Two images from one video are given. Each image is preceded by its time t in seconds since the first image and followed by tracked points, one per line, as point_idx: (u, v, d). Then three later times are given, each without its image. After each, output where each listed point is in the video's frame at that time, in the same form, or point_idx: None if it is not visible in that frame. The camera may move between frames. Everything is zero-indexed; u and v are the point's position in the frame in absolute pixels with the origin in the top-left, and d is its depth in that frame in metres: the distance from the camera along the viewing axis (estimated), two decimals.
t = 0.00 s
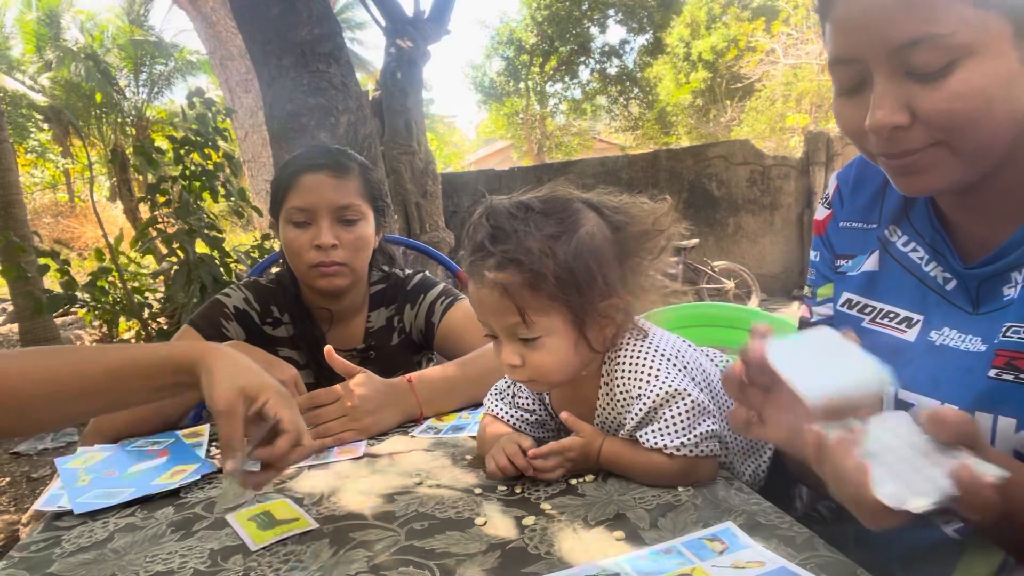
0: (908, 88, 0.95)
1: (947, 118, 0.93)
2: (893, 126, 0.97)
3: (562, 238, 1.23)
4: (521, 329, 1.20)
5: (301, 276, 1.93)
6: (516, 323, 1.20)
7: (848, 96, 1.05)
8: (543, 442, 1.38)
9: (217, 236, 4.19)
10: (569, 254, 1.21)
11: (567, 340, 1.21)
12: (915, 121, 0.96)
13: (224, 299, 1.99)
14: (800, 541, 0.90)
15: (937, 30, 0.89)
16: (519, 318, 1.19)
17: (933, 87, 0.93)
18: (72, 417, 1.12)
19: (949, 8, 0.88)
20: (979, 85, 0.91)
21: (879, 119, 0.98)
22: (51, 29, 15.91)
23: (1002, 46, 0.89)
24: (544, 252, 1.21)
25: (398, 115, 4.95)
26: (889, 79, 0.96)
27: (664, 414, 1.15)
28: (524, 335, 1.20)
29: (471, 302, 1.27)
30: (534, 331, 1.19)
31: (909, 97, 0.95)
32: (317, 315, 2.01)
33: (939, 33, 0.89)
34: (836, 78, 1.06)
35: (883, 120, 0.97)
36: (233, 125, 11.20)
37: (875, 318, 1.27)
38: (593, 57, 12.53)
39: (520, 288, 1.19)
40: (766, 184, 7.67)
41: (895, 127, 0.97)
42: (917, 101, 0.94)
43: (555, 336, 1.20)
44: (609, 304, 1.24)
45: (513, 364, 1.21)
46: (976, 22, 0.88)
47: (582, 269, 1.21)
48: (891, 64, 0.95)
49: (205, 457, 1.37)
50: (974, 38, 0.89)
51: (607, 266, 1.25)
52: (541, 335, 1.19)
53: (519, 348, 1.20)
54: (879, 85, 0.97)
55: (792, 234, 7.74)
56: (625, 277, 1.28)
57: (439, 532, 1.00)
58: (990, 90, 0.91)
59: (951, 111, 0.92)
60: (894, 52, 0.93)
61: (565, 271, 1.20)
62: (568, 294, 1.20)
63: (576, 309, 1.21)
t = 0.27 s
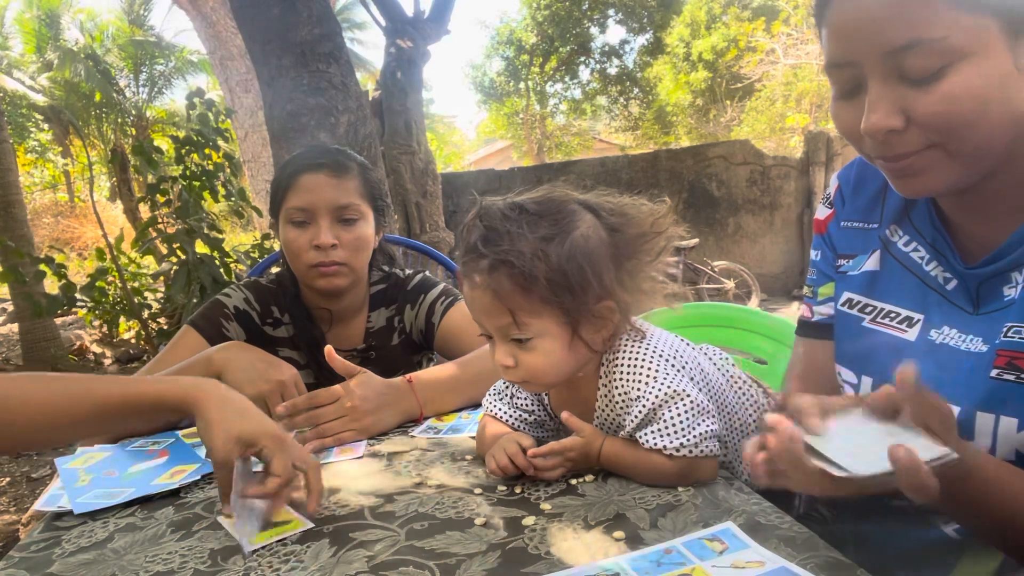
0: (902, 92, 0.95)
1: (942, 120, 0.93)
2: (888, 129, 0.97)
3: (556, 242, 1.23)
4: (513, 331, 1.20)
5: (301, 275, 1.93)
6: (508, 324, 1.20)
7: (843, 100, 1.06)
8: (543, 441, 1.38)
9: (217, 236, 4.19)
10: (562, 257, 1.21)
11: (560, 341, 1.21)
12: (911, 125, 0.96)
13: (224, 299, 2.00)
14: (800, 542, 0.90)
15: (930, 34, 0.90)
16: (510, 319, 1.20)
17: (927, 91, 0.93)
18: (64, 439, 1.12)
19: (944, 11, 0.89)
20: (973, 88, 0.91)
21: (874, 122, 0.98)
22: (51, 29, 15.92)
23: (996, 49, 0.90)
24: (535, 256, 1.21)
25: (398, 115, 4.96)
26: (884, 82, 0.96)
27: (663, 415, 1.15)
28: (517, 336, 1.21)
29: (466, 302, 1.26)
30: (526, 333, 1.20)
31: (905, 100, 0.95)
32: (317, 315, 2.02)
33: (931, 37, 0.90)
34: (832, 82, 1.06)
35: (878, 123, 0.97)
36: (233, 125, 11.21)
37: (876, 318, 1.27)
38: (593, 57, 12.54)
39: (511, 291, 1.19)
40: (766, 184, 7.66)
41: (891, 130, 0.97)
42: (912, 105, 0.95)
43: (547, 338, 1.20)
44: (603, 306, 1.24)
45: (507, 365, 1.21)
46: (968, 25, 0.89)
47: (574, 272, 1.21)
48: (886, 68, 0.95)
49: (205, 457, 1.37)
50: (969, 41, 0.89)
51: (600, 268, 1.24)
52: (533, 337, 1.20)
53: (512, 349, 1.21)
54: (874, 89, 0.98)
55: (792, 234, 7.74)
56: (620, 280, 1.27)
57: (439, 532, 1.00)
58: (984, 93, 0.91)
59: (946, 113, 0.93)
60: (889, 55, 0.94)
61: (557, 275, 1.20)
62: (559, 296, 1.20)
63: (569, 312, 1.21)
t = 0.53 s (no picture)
0: (879, 110, 0.98)
1: (919, 134, 0.96)
2: (868, 145, 1.00)
3: (546, 244, 1.23)
4: (502, 332, 1.23)
5: (301, 275, 1.93)
6: (498, 326, 1.23)
7: (830, 117, 1.09)
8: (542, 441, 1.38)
9: (217, 237, 4.19)
10: (555, 260, 1.21)
11: (552, 342, 1.22)
12: (890, 139, 0.99)
13: (224, 299, 2.00)
14: (800, 541, 0.90)
15: (895, 53, 0.94)
16: (499, 321, 1.22)
17: (901, 106, 0.96)
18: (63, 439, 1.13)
19: (907, 31, 0.92)
20: (945, 102, 0.93)
21: (854, 140, 1.01)
22: (51, 29, 15.90)
23: (962, 61, 0.92)
24: (524, 260, 1.21)
25: (398, 115, 4.96)
26: (860, 101, 1.00)
27: (663, 416, 1.15)
28: (506, 337, 1.23)
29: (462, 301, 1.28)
30: (515, 335, 1.22)
31: (882, 117, 0.98)
32: (317, 314, 2.02)
33: (898, 56, 0.94)
34: (818, 101, 1.10)
35: (858, 139, 1.01)
36: (233, 125, 11.20)
37: (880, 319, 1.27)
38: (593, 57, 12.54)
39: (500, 294, 1.21)
40: (766, 184, 7.66)
41: (871, 146, 1.00)
42: (889, 120, 0.98)
43: (536, 340, 1.21)
44: (593, 311, 1.24)
45: (499, 365, 1.25)
46: (932, 43, 0.92)
47: (562, 276, 1.21)
48: (858, 87, 0.99)
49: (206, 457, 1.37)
50: (933, 57, 0.93)
51: (594, 271, 1.24)
52: (522, 338, 1.22)
53: (504, 350, 1.24)
54: (852, 108, 1.01)
55: (792, 234, 7.75)
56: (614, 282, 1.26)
57: (439, 532, 1.00)
58: (959, 105, 0.93)
59: (922, 127, 0.95)
60: (859, 76, 0.98)
61: (544, 278, 1.20)
62: (547, 301, 1.20)
63: (561, 315, 1.22)
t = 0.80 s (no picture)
0: (875, 118, 0.99)
1: (915, 141, 0.96)
2: (866, 153, 1.01)
3: (543, 246, 1.23)
4: (499, 335, 1.24)
5: (301, 274, 1.93)
6: (495, 329, 1.24)
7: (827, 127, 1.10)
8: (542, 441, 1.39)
9: (217, 237, 4.19)
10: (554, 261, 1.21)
11: (548, 344, 1.23)
12: (888, 147, 0.99)
13: (224, 299, 2.00)
14: (800, 541, 0.90)
15: (885, 63, 0.95)
16: (497, 324, 1.23)
17: (895, 115, 0.97)
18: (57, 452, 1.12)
19: (896, 40, 0.93)
20: (939, 108, 0.94)
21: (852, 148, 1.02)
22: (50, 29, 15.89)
23: (955, 67, 0.93)
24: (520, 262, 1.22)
25: (398, 115, 4.97)
26: (855, 110, 1.00)
27: (662, 417, 1.15)
28: (504, 341, 1.24)
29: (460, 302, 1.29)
30: (512, 338, 1.23)
31: (879, 125, 0.99)
32: (317, 314, 2.02)
33: (889, 65, 0.94)
34: (815, 111, 1.11)
35: (856, 148, 1.02)
36: (233, 125, 11.20)
37: (881, 320, 1.27)
38: (593, 57, 12.54)
39: (496, 298, 1.22)
40: (766, 184, 7.66)
41: (869, 153, 1.01)
42: (885, 128, 0.98)
43: (533, 342, 1.22)
44: (589, 315, 1.24)
45: (499, 366, 1.27)
46: (923, 49, 0.93)
47: (558, 279, 1.21)
48: (852, 97, 1.00)
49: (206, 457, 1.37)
50: (926, 63, 0.93)
51: (589, 272, 1.24)
52: (519, 341, 1.23)
53: (502, 352, 1.25)
54: (847, 117, 1.02)
55: (792, 234, 7.75)
56: (613, 284, 1.27)
57: (439, 531, 1.00)
58: (953, 112, 0.94)
59: (920, 133, 0.95)
60: (852, 86, 0.98)
61: (540, 281, 1.21)
62: (542, 304, 1.21)
63: (558, 318, 1.22)
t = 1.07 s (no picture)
0: (882, 114, 0.98)
1: (922, 138, 0.96)
2: (873, 150, 1.00)
3: (541, 246, 1.22)
4: (496, 332, 1.24)
5: (301, 273, 1.92)
6: (493, 328, 1.24)
7: (832, 124, 1.09)
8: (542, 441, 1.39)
9: (217, 237, 4.19)
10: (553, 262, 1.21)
11: (545, 343, 1.23)
12: (895, 144, 0.99)
13: (224, 299, 2.00)
14: (800, 541, 0.90)
15: (893, 58, 0.94)
16: (495, 324, 1.23)
17: (903, 111, 0.96)
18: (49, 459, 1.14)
19: (904, 35, 0.93)
20: (948, 104, 0.93)
21: (858, 146, 1.02)
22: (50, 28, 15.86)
23: (963, 63, 0.92)
24: (517, 260, 1.21)
25: (398, 115, 4.97)
26: (862, 107, 1.00)
27: (662, 418, 1.15)
28: (501, 339, 1.24)
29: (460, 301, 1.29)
30: (509, 337, 1.23)
31: (886, 122, 0.98)
32: (318, 314, 2.02)
33: (898, 60, 0.94)
34: (819, 108, 1.10)
35: (862, 145, 1.01)
36: (233, 125, 11.21)
37: (879, 318, 1.26)
38: (593, 57, 12.54)
39: (493, 299, 1.21)
40: (766, 184, 7.67)
41: (876, 151, 1.00)
42: (892, 125, 0.97)
43: (529, 342, 1.23)
44: (586, 315, 1.24)
45: (497, 366, 1.28)
46: (932, 45, 0.92)
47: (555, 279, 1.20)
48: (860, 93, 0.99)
49: (205, 457, 1.37)
50: (934, 59, 0.93)
51: (587, 272, 1.24)
52: (515, 340, 1.23)
53: (499, 352, 1.26)
54: (854, 114, 1.01)
55: (792, 234, 7.75)
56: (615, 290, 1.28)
57: (439, 532, 1.00)
58: (960, 108, 0.93)
59: (925, 130, 0.95)
60: (860, 81, 0.98)
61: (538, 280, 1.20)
62: (539, 303, 1.21)
63: (554, 318, 1.22)
